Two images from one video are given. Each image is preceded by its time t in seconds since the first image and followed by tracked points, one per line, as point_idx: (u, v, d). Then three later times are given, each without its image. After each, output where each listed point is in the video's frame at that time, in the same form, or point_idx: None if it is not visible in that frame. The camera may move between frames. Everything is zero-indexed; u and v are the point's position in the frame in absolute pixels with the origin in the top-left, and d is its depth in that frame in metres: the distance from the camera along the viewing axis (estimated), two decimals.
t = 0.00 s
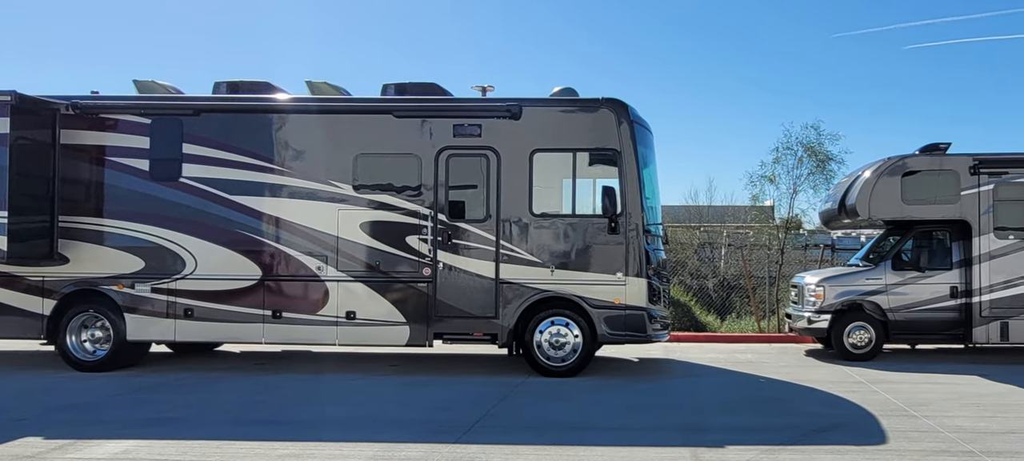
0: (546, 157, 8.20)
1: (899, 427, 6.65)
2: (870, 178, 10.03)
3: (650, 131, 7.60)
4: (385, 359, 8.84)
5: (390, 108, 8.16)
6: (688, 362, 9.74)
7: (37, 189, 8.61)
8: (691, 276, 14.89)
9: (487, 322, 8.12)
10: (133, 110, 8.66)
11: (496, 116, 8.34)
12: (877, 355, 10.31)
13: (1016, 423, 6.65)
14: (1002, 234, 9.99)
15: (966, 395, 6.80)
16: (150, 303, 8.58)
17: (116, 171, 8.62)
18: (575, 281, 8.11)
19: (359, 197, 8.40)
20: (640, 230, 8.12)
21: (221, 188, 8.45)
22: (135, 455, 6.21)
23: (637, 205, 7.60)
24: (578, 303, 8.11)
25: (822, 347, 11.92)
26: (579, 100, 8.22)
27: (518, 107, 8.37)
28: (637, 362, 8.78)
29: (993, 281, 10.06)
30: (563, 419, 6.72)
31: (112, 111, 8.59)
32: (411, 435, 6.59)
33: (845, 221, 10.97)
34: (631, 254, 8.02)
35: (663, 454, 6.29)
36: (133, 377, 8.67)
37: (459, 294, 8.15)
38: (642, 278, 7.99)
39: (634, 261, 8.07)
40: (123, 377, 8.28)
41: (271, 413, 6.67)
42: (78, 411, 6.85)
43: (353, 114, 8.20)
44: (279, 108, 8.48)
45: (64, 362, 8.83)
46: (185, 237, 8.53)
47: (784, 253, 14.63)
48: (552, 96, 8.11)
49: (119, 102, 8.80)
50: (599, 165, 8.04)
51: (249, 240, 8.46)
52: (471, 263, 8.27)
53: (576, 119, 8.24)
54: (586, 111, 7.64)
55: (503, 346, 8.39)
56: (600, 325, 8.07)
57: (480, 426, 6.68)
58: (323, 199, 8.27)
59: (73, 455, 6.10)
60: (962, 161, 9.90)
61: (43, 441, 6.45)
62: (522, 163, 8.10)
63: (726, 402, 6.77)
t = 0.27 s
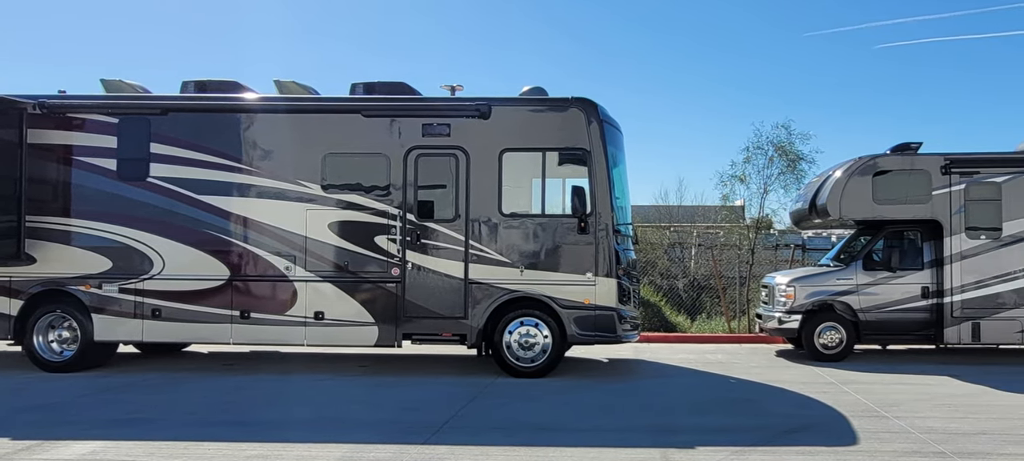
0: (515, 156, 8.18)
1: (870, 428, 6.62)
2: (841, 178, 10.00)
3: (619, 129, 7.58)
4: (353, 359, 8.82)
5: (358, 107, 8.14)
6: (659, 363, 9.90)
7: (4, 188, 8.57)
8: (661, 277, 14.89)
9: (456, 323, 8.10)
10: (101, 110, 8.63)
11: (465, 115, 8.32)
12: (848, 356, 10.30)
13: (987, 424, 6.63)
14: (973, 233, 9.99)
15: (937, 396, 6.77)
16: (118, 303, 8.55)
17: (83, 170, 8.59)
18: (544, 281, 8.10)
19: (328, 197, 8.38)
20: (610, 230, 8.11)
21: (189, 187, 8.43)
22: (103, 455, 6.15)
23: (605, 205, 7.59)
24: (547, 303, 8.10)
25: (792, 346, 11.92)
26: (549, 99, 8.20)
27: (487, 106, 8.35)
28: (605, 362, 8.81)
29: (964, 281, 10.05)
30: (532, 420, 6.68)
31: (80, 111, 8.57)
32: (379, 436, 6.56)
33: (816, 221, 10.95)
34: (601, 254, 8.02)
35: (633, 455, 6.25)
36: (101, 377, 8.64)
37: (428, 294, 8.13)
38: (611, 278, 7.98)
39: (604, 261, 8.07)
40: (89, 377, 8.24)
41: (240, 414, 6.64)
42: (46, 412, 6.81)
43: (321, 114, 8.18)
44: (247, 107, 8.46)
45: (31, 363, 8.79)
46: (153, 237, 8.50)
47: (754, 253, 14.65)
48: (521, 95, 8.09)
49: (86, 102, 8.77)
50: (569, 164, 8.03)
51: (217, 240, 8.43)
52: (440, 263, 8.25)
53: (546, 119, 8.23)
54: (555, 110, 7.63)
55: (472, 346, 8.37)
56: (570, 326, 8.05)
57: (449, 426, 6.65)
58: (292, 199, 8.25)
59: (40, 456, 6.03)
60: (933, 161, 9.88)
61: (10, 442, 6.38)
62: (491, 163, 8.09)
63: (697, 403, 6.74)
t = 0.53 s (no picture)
0: (484, 156, 8.17)
1: (840, 429, 6.59)
2: (812, 177, 9.99)
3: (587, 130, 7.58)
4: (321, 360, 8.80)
5: (326, 106, 8.13)
6: (625, 364, 9.94)
7: None
8: (630, 277, 14.77)
9: (425, 323, 8.07)
10: (68, 109, 8.60)
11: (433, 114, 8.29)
12: (818, 356, 10.32)
13: (959, 425, 6.61)
14: (944, 233, 9.98)
15: (907, 397, 6.75)
16: (85, 303, 8.52)
17: (50, 170, 8.55)
18: (513, 281, 8.08)
19: (296, 197, 8.36)
20: (580, 230, 8.10)
21: (157, 187, 8.40)
22: (70, 456, 6.08)
23: (574, 205, 7.58)
24: (516, 304, 8.09)
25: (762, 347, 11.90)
26: (518, 98, 8.19)
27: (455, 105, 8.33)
28: (576, 363, 9.02)
29: (935, 282, 10.03)
30: (501, 421, 6.65)
31: (47, 110, 8.53)
32: (348, 437, 6.52)
33: (786, 221, 10.93)
34: (570, 255, 8.01)
35: (602, 456, 6.22)
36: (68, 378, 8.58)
37: (396, 294, 8.11)
38: (581, 278, 7.97)
39: (574, 261, 8.06)
40: (56, 378, 8.19)
41: (209, 415, 6.61)
42: (13, 413, 6.73)
43: (289, 113, 8.17)
44: (215, 106, 8.44)
45: None
46: (120, 237, 8.47)
47: (724, 253, 14.62)
48: (489, 95, 8.08)
49: (53, 101, 8.73)
50: (538, 164, 8.01)
51: (185, 240, 8.41)
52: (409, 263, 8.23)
53: (515, 118, 8.22)
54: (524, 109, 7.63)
55: (441, 347, 8.33)
56: (539, 326, 8.02)
57: (418, 427, 6.62)
58: (259, 199, 8.23)
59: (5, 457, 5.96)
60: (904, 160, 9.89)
61: None
62: (460, 163, 8.07)
63: (665, 403, 6.71)
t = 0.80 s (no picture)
0: (452, 156, 8.18)
1: (811, 430, 6.56)
2: (782, 177, 10.00)
3: (557, 129, 7.63)
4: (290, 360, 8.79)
5: (294, 105, 8.15)
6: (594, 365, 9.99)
7: None
8: (600, 277, 14.71)
9: (393, 323, 8.09)
10: (34, 109, 8.56)
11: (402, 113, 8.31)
12: (788, 357, 10.34)
13: (930, 426, 6.58)
14: (915, 233, 9.98)
15: (879, 397, 6.72)
16: (52, 304, 8.48)
17: (16, 169, 8.51)
18: (482, 281, 8.09)
19: (265, 197, 8.37)
20: (549, 230, 8.12)
21: (124, 187, 8.39)
22: (35, 458, 6.00)
23: (543, 205, 7.61)
24: (485, 304, 8.11)
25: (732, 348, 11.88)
26: (486, 97, 8.22)
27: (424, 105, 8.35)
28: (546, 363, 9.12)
29: (906, 282, 10.03)
30: (470, 421, 6.62)
31: (13, 109, 8.49)
32: (316, 437, 6.48)
33: (756, 221, 10.92)
34: (540, 254, 8.03)
35: (571, 456, 6.17)
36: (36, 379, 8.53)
37: (365, 294, 8.13)
38: (550, 278, 7.99)
39: (543, 262, 8.09)
40: (22, 378, 8.13)
41: (177, 416, 6.56)
42: None
43: (257, 113, 8.18)
44: (182, 106, 8.43)
45: None
46: (87, 237, 8.45)
47: (694, 254, 14.63)
48: (457, 94, 8.10)
49: (19, 100, 8.69)
50: (507, 164, 8.02)
51: (152, 240, 8.40)
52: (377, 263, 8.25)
53: (484, 117, 8.24)
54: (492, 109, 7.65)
55: (410, 348, 8.34)
56: (508, 327, 8.04)
57: (387, 428, 6.58)
58: (227, 199, 8.23)
59: None
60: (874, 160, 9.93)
61: None
62: (428, 163, 8.08)
63: (635, 404, 6.69)
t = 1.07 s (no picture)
0: (421, 155, 8.21)
1: (781, 431, 6.52)
2: (752, 176, 10.02)
3: (525, 128, 7.69)
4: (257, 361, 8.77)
5: (262, 105, 8.17)
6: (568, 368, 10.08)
7: None
8: (569, 277, 14.64)
9: (361, 324, 8.10)
10: None
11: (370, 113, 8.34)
12: (757, 357, 10.35)
13: (900, 427, 6.55)
14: (885, 233, 9.98)
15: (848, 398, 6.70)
16: (18, 304, 8.44)
17: None
18: (451, 282, 8.11)
19: (232, 197, 8.37)
20: (517, 230, 8.15)
21: (90, 186, 8.36)
22: None
23: (512, 204, 7.64)
24: (454, 304, 8.13)
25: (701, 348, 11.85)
26: (455, 97, 8.25)
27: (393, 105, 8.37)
28: (515, 363, 9.17)
29: (877, 282, 10.02)
30: (438, 421, 6.59)
31: None
32: (284, 438, 6.44)
33: (726, 221, 10.91)
34: (508, 254, 8.06)
35: (539, 457, 6.13)
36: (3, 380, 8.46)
37: (333, 294, 8.14)
38: (519, 278, 8.02)
39: (511, 261, 8.12)
40: None
41: (145, 417, 6.52)
42: None
43: (225, 112, 8.19)
44: (149, 105, 8.41)
45: None
46: (54, 237, 8.42)
47: (663, 254, 14.63)
48: (426, 94, 8.14)
49: None
50: (475, 163, 8.05)
51: (119, 240, 8.38)
52: (346, 264, 8.26)
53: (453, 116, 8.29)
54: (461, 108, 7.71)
55: (378, 348, 8.35)
56: (477, 327, 8.07)
57: (355, 429, 6.55)
58: (193, 199, 8.22)
59: None
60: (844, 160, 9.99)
61: None
62: (396, 162, 8.10)
63: (605, 405, 6.65)
